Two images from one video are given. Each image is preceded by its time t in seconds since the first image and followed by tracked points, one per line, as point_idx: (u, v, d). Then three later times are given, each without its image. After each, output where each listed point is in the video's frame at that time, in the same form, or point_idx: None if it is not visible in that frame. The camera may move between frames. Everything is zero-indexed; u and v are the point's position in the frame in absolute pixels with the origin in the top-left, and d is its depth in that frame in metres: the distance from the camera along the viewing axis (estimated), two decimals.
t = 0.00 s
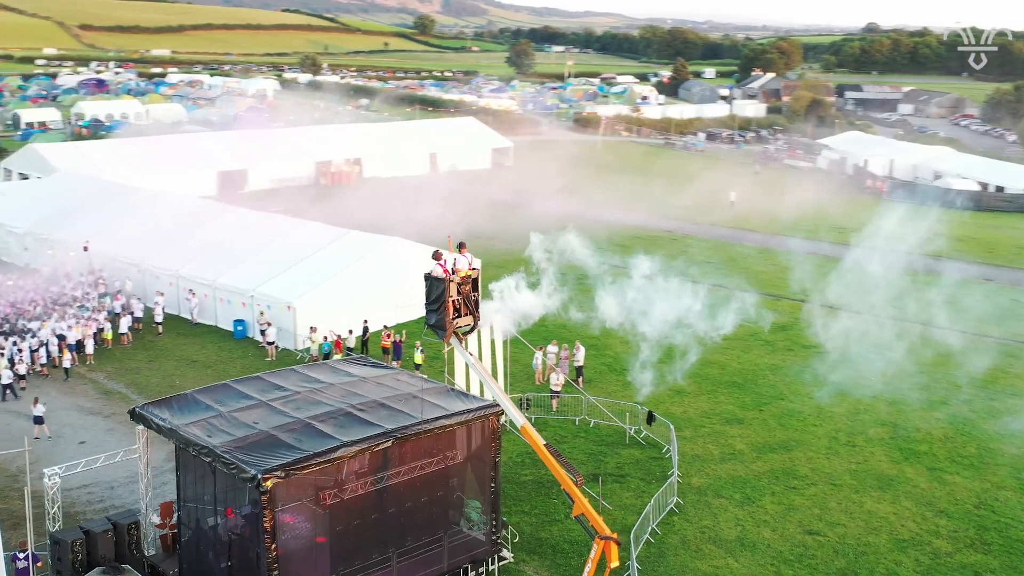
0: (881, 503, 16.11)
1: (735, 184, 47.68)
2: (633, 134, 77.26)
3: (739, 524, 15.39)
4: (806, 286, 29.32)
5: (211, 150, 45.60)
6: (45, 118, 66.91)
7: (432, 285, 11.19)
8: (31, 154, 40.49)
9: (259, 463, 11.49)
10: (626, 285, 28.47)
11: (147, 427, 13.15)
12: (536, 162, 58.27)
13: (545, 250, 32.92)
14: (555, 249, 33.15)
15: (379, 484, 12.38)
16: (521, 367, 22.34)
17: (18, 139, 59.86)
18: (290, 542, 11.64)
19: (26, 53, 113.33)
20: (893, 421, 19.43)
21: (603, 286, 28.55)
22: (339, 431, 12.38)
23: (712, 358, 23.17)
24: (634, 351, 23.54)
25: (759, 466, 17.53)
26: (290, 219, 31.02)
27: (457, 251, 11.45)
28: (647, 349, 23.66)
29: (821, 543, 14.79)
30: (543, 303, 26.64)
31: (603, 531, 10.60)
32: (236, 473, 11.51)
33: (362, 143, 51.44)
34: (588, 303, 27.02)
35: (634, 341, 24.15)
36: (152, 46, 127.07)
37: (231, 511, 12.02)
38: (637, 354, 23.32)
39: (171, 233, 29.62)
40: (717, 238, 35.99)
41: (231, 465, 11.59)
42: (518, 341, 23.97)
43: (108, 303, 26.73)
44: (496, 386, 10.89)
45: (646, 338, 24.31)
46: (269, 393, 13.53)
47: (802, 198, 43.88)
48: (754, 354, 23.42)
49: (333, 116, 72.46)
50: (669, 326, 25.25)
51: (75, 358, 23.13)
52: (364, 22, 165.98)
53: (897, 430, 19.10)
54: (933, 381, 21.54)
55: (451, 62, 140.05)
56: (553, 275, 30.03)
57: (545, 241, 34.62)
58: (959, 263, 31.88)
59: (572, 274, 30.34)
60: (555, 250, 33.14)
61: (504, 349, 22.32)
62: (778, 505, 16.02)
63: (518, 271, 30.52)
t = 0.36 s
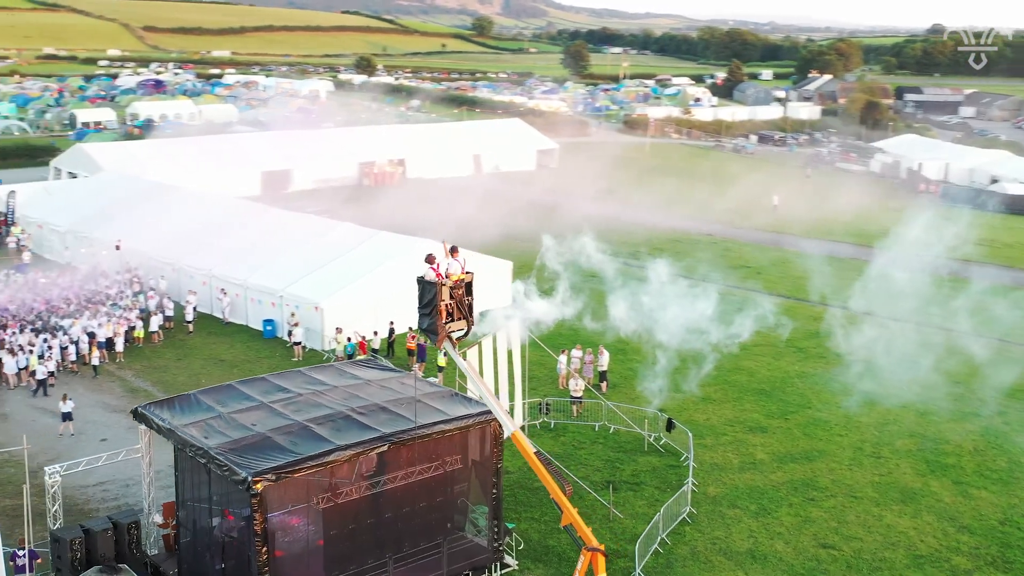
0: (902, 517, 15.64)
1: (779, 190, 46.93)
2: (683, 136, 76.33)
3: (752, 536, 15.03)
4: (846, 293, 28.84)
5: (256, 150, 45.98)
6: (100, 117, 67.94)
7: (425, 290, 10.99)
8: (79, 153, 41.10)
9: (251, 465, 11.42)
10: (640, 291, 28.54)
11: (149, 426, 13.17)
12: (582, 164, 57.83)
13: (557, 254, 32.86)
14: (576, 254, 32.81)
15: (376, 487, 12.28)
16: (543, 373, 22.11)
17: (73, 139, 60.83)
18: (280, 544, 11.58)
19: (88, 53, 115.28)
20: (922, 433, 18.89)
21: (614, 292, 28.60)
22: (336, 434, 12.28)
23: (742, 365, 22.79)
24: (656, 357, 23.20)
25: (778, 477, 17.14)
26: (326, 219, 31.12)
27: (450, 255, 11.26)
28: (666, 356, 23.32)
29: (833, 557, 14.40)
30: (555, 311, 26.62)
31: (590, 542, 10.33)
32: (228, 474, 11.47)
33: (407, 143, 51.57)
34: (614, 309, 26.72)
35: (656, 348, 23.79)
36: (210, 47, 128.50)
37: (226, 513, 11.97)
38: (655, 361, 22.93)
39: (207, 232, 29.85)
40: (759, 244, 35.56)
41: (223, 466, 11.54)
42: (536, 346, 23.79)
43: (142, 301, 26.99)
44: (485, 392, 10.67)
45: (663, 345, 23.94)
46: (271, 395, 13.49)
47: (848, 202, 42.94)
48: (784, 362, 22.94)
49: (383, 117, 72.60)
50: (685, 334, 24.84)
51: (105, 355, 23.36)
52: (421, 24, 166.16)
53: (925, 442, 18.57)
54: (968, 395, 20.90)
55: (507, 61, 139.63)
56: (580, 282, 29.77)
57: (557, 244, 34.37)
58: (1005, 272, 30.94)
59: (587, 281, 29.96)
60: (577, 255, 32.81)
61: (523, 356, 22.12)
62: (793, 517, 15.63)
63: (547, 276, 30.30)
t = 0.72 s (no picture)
0: (926, 531, 15.20)
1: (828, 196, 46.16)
2: (738, 137, 75.42)
3: (767, 547, 14.70)
4: (892, 299, 28.25)
5: (305, 150, 46.38)
6: (159, 117, 69.07)
7: (420, 292, 10.93)
8: (131, 152, 41.78)
9: (247, 466, 11.39)
10: (659, 295, 28.32)
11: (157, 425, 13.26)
12: (632, 166, 57.35)
13: (576, 255, 32.65)
14: (612, 258, 32.53)
15: (376, 490, 12.20)
16: (570, 378, 21.94)
17: (132, 138, 61.86)
18: (276, 544, 11.55)
19: (153, 53, 117.31)
20: (954, 445, 18.35)
21: (627, 295, 28.44)
22: (337, 436, 12.23)
23: (775, 371, 22.40)
24: (683, 362, 22.88)
25: (801, 487, 16.75)
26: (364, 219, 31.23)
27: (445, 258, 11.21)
28: (691, 361, 23.01)
29: (850, 571, 14.02)
30: (574, 316, 26.38)
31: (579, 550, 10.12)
32: (224, 474, 11.45)
33: (455, 143, 51.63)
34: (647, 315, 26.44)
35: (682, 353, 23.44)
36: (274, 48, 130.05)
37: (226, 513, 11.96)
38: (678, 367, 22.57)
39: (248, 230, 30.12)
40: (807, 248, 35.03)
41: (220, 465, 11.53)
42: (563, 350, 23.59)
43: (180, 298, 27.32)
44: (476, 397, 10.56)
45: (689, 351, 23.60)
46: (279, 395, 13.49)
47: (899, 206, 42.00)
48: (818, 370, 22.46)
49: (437, 117, 72.79)
50: (706, 341, 24.41)
51: (139, 352, 23.65)
52: (483, 24, 166.34)
53: (957, 453, 18.04)
54: (1007, 406, 20.27)
55: (567, 60, 139.15)
56: (615, 286, 29.51)
57: (575, 245, 33.99)
58: None
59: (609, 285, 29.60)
60: (614, 259, 32.54)
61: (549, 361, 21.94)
62: (813, 528, 15.27)
63: (582, 280, 30.04)
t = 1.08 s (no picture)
0: (954, 542, 14.78)
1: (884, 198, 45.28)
2: (801, 138, 74.18)
3: (787, 554, 14.41)
4: (941, 304, 27.58)
5: (359, 148, 46.73)
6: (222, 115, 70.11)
7: (421, 291, 10.92)
8: (189, 150, 42.46)
9: (251, 461, 11.43)
10: (679, 297, 28.24)
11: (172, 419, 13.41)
12: (689, 166, 56.74)
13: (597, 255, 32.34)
14: (643, 258, 32.32)
15: (381, 487, 12.20)
16: (604, 379, 21.80)
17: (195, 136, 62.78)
18: (280, 539, 11.60)
19: (224, 52, 119.09)
20: (991, 456, 17.85)
21: (656, 297, 28.21)
22: (344, 433, 12.25)
23: (814, 375, 22.00)
24: (714, 366, 22.57)
25: (829, 494, 16.40)
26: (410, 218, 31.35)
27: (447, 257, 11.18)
28: (720, 365, 22.70)
29: None
30: (599, 321, 26.26)
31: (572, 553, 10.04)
32: (229, 469, 11.52)
33: (509, 142, 51.59)
34: (687, 318, 26.19)
35: (712, 358, 23.10)
36: (342, 47, 131.15)
37: (231, 508, 12.04)
38: (705, 371, 22.25)
39: (293, 227, 30.41)
40: (857, 250, 34.45)
41: (225, 460, 11.59)
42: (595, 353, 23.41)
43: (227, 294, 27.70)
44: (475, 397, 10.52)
45: (720, 355, 23.27)
46: (293, 392, 13.58)
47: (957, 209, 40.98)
48: (857, 375, 21.99)
49: (497, 116, 72.68)
50: (734, 346, 24.02)
51: (180, 346, 24.03)
52: (552, 24, 165.88)
53: (994, 464, 17.53)
54: None
55: (634, 58, 138.11)
56: (647, 288, 29.23)
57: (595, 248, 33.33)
58: None
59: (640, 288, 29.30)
60: (658, 260, 32.30)
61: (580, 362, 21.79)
62: (836, 537, 14.93)
63: (620, 281, 29.82)
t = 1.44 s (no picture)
0: (983, 554, 14.39)
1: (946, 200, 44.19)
2: (871, 138, 72.53)
3: (807, 562, 14.16)
4: (994, 310, 26.86)
5: (416, 147, 46.92)
6: (287, 113, 71.00)
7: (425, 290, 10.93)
8: (249, 147, 43.07)
9: (259, 456, 11.56)
10: (714, 296, 27.97)
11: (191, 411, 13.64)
12: (751, 166, 55.99)
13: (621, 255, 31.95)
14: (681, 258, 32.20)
15: (389, 484, 12.26)
16: (640, 381, 21.67)
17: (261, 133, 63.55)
18: (287, 533, 11.72)
19: (296, 50, 120.52)
20: None
21: (694, 298, 27.97)
22: (354, 430, 12.34)
23: (856, 381, 21.55)
24: (743, 369, 22.34)
25: (858, 501, 16.08)
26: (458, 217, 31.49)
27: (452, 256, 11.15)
28: (746, 368, 22.46)
29: None
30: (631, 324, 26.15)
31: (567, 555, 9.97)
32: (238, 463, 11.66)
33: (567, 142, 51.43)
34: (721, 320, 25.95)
35: (741, 361, 22.84)
36: (411, 45, 131.82)
37: (241, 500, 12.20)
38: (732, 374, 22.03)
39: (340, 224, 30.75)
40: (913, 253, 33.74)
41: (234, 454, 11.74)
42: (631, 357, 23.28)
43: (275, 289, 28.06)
44: (476, 395, 10.48)
45: (751, 359, 23.01)
46: (309, 387, 13.72)
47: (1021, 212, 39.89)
48: (901, 381, 21.51)
49: (560, 115, 72.40)
50: (768, 349, 23.71)
51: (223, 341, 24.41)
52: (623, 22, 164.78)
53: None
54: None
55: (705, 57, 136.50)
56: (688, 288, 28.99)
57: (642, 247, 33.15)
58: None
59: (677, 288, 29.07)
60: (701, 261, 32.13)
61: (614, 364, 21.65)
62: (860, 546, 14.63)
63: (660, 282, 29.62)
